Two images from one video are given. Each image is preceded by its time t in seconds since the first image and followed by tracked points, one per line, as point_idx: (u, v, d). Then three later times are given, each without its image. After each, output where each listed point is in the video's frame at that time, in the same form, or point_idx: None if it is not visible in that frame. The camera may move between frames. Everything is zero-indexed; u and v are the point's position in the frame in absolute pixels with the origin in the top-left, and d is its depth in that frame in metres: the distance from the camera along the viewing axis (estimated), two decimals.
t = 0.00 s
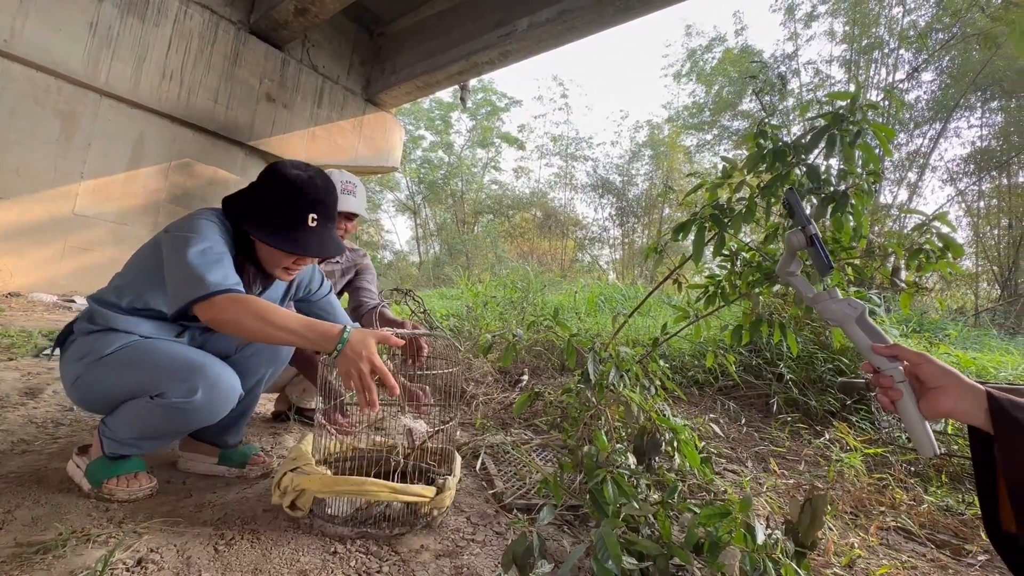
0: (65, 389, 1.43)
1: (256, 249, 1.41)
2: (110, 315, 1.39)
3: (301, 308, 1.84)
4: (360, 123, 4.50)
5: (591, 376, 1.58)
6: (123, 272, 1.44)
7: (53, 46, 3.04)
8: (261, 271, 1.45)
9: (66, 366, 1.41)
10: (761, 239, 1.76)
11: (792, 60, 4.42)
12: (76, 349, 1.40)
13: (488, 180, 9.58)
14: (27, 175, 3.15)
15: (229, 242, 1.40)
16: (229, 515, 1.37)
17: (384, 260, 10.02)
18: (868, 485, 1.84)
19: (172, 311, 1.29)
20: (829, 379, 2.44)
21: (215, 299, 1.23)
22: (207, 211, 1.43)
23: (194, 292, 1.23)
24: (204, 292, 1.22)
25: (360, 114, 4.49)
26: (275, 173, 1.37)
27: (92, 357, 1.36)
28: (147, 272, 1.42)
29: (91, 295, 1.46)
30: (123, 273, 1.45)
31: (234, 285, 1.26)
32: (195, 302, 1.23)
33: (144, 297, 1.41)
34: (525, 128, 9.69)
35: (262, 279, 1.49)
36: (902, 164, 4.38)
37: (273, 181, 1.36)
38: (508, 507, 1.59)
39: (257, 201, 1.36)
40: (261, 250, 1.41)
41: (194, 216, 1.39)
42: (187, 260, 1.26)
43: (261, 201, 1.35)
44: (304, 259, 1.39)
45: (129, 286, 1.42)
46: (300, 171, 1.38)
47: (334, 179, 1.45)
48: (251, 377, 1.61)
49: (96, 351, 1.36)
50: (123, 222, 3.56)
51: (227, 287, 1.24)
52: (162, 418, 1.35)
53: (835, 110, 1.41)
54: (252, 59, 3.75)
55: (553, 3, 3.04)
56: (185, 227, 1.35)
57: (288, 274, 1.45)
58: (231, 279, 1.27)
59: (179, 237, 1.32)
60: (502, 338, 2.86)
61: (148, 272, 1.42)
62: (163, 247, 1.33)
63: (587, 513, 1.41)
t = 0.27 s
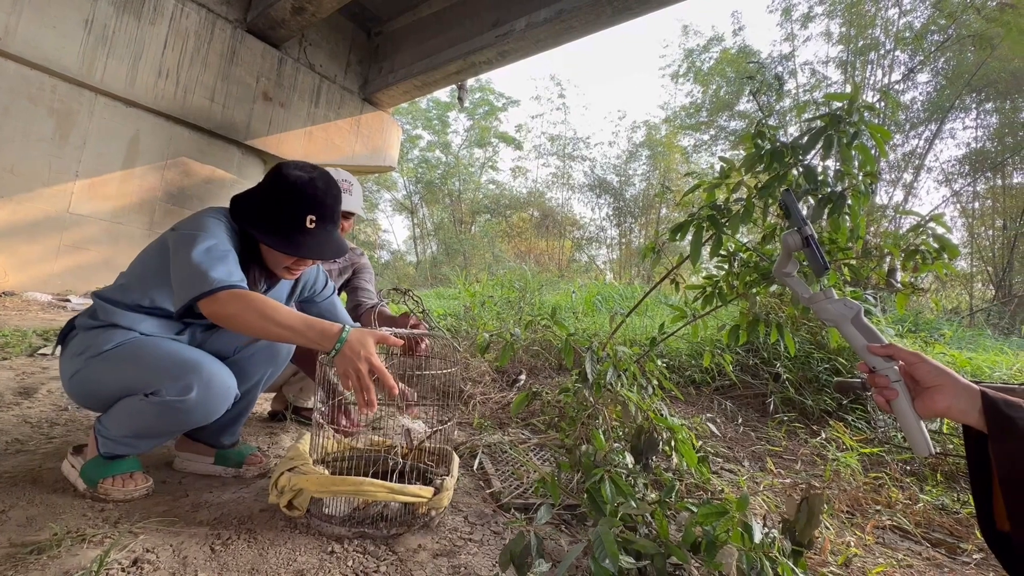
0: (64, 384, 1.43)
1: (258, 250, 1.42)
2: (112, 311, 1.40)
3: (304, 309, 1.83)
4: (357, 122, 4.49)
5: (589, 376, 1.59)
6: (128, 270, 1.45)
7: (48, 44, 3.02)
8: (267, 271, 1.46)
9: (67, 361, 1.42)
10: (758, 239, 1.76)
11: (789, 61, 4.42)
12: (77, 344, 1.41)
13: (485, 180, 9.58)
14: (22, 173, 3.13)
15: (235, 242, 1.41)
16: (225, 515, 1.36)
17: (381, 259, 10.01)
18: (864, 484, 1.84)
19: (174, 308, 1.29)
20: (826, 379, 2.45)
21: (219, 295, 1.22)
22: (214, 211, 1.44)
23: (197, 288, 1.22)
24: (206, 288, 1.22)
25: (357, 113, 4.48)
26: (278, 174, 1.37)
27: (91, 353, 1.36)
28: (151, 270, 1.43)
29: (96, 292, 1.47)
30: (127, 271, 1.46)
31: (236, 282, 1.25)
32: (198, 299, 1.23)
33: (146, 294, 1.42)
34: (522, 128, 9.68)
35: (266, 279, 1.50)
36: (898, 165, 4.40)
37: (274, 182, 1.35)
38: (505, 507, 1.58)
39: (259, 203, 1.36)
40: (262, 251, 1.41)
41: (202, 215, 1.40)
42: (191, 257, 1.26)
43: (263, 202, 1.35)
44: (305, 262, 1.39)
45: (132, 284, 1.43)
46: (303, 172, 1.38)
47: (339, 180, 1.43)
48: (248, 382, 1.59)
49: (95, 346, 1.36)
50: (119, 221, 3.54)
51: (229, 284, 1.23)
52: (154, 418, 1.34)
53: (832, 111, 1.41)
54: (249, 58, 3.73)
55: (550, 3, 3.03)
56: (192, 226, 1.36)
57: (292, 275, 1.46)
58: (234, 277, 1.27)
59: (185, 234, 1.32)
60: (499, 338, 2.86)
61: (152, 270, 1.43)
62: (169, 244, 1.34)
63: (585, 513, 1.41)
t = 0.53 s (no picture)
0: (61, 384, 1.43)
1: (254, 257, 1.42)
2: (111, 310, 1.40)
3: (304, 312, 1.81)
4: (354, 121, 4.48)
5: (587, 376, 1.59)
6: (127, 270, 1.45)
7: (44, 43, 3.01)
8: (266, 279, 1.47)
9: (64, 360, 1.41)
10: (755, 240, 1.76)
11: (786, 61, 4.43)
12: (74, 344, 1.40)
13: (483, 179, 9.58)
14: (18, 172, 3.12)
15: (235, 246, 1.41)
16: (223, 515, 1.36)
17: (378, 259, 10.00)
18: (861, 484, 1.85)
19: (173, 308, 1.28)
20: (823, 378, 2.46)
21: (218, 295, 1.22)
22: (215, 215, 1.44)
23: (197, 288, 1.22)
24: (205, 288, 1.21)
25: (355, 113, 4.47)
26: (276, 182, 1.37)
27: (88, 352, 1.36)
28: (149, 269, 1.43)
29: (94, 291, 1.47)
30: (126, 270, 1.46)
31: (236, 283, 1.25)
32: (198, 299, 1.22)
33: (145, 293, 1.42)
34: (520, 127, 9.67)
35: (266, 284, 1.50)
36: (894, 165, 4.41)
37: (272, 190, 1.35)
38: (504, 507, 1.58)
39: (257, 210, 1.36)
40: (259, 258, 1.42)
41: (203, 217, 1.40)
42: (191, 257, 1.26)
43: (260, 210, 1.36)
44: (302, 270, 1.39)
45: (131, 283, 1.43)
46: (300, 180, 1.37)
47: (338, 188, 1.41)
48: (246, 382, 1.58)
49: (93, 345, 1.35)
50: (116, 220, 3.53)
51: (228, 285, 1.23)
52: (151, 416, 1.33)
53: (829, 112, 1.41)
54: (246, 57, 3.72)
55: (549, 3, 3.03)
56: (194, 227, 1.36)
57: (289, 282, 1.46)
58: (233, 278, 1.26)
59: (186, 235, 1.32)
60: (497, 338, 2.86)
61: (151, 270, 1.43)
62: (170, 245, 1.34)
63: (583, 512, 1.41)
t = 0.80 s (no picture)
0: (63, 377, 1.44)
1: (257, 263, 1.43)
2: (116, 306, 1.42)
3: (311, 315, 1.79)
4: (352, 121, 4.48)
5: (585, 376, 1.59)
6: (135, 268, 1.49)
7: (40, 41, 3.00)
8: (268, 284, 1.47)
9: (65, 353, 1.43)
10: (752, 240, 1.76)
11: (783, 62, 4.44)
12: (77, 337, 1.42)
13: (481, 179, 9.57)
14: (14, 171, 3.10)
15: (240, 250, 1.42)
16: (221, 515, 1.35)
17: (376, 259, 9.98)
18: (858, 483, 1.85)
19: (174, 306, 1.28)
20: (820, 378, 2.46)
21: (216, 293, 1.21)
22: (224, 218, 1.45)
23: (195, 286, 1.22)
24: (203, 285, 1.21)
25: (352, 113, 4.46)
26: (278, 188, 1.37)
27: (88, 344, 1.37)
28: (155, 266, 1.45)
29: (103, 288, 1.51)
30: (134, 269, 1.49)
31: (235, 282, 1.25)
32: (196, 296, 1.22)
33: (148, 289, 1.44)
34: (518, 127, 9.66)
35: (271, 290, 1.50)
36: (891, 166, 4.42)
37: (274, 196, 1.36)
38: (502, 506, 1.58)
39: (260, 217, 1.37)
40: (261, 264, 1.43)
41: (212, 220, 1.42)
42: (192, 255, 1.26)
43: (262, 216, 1.36)
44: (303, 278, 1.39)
45: (137, 280, 1.46)
46: (301, 187, 1.36)
47: (341, 196, 1.39)
48: (243, 383, 1.57)
49: (93, 337, 1.37)
50: (112, 219, 3.51)
51: (226, 283, 1.23)
52: (143, 409, 1.31)
53: (826, 113, 1.41)
54: (243, 56, 3.71)
55: (546, 3, 3.03)
56: (202, 228, 1.37)
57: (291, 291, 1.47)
58: (232, 277, 1.26)
59: (192, 234, 1.33)
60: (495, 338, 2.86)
61: (156, 267, 1.45)
62: (177, 244, 1.35)
63: (582, 512, 1.41)
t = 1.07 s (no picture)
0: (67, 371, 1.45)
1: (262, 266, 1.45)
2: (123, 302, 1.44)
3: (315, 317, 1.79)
4: (350, 120, 4.47)
5: (583, 375, 1.59)
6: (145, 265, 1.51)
7: (35, 39, 2.98)
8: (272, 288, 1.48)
9: (70, 347, 1.44)
10: (750, 240, 1.76)
11: (781, 62, 4.44)
12: (83, 331, 1.43)
13: (479, 179, 9.56)
14: (9, 170, 3.09)
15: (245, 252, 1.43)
16: (217, 515, 1.35)
17: (374, 258, 9.97)
18: (854, 482, 1.85)
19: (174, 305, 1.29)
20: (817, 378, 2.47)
21: (208, 295, 1.22)
22: (233, 220, 1.46)
23: (189, 286, 1.23)
24: (197, 286, 1.22)
25: (350, 112, 4.45)
26: (284, 193, 1.36)
27: (93, 338, 1.38)
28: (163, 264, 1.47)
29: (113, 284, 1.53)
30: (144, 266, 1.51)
31: (231, 283, 1.25)
32: (189, 298, 1.23)
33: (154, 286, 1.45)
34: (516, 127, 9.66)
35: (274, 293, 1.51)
36: (888, 166, 4.43)
37: (279, 201, 1.36)
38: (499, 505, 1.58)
39: (265, 221, 1.38)
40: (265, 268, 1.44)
41: (221, 221, 1.43)
42: (193, 255, 1.27)
43: (267, 220, 1.37)
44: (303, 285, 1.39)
45: (144, 276, 1.47)
46: (306, 193, 1.36)
47: (346, 203, 1.38)
48: (242, 385, 1.57)
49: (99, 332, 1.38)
50: (109, 218, 3.50)
51: (220, 284, 1.23)
52: (140, 405, 1.30)
53: (825, 114, 1.41)
54: (240, 55, 3.70)
55: (544, 3, 3.02)
56: (210, 229, 1.39)
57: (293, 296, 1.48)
58: (229, 279, 1.26)
59: (198, 235, 1.35)
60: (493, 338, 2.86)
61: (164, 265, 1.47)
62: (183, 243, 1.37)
63: (579, 511, 1.41)
